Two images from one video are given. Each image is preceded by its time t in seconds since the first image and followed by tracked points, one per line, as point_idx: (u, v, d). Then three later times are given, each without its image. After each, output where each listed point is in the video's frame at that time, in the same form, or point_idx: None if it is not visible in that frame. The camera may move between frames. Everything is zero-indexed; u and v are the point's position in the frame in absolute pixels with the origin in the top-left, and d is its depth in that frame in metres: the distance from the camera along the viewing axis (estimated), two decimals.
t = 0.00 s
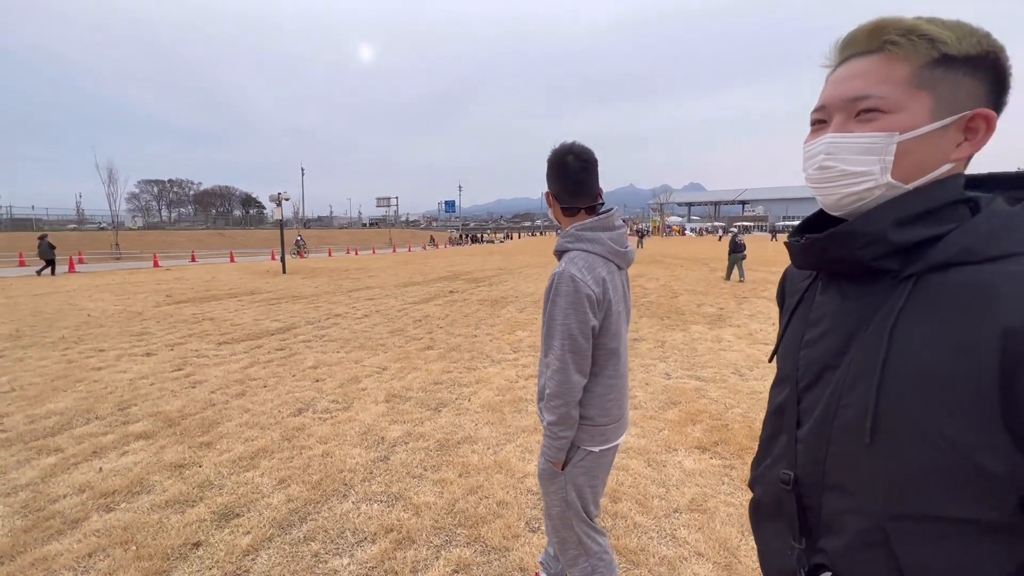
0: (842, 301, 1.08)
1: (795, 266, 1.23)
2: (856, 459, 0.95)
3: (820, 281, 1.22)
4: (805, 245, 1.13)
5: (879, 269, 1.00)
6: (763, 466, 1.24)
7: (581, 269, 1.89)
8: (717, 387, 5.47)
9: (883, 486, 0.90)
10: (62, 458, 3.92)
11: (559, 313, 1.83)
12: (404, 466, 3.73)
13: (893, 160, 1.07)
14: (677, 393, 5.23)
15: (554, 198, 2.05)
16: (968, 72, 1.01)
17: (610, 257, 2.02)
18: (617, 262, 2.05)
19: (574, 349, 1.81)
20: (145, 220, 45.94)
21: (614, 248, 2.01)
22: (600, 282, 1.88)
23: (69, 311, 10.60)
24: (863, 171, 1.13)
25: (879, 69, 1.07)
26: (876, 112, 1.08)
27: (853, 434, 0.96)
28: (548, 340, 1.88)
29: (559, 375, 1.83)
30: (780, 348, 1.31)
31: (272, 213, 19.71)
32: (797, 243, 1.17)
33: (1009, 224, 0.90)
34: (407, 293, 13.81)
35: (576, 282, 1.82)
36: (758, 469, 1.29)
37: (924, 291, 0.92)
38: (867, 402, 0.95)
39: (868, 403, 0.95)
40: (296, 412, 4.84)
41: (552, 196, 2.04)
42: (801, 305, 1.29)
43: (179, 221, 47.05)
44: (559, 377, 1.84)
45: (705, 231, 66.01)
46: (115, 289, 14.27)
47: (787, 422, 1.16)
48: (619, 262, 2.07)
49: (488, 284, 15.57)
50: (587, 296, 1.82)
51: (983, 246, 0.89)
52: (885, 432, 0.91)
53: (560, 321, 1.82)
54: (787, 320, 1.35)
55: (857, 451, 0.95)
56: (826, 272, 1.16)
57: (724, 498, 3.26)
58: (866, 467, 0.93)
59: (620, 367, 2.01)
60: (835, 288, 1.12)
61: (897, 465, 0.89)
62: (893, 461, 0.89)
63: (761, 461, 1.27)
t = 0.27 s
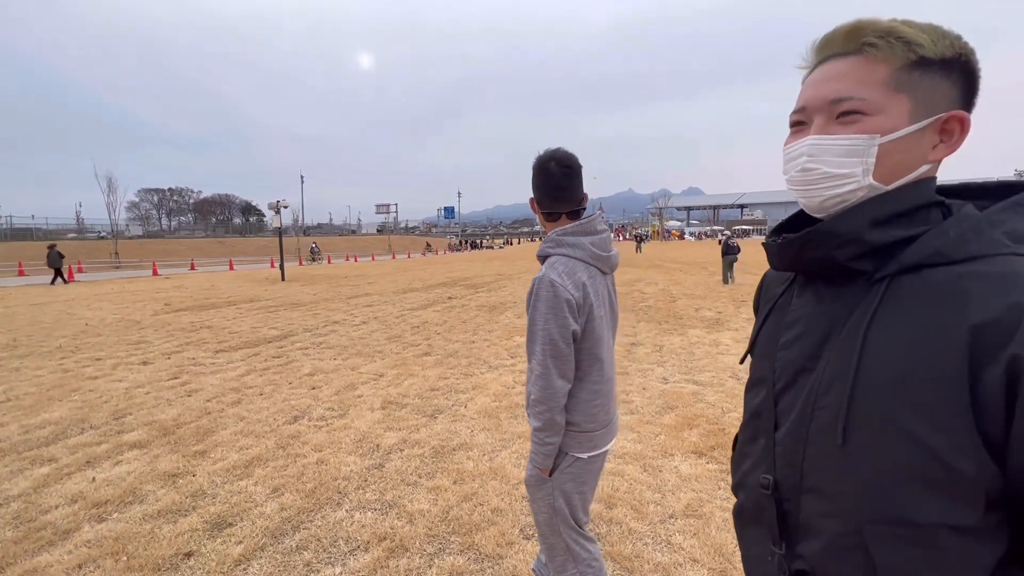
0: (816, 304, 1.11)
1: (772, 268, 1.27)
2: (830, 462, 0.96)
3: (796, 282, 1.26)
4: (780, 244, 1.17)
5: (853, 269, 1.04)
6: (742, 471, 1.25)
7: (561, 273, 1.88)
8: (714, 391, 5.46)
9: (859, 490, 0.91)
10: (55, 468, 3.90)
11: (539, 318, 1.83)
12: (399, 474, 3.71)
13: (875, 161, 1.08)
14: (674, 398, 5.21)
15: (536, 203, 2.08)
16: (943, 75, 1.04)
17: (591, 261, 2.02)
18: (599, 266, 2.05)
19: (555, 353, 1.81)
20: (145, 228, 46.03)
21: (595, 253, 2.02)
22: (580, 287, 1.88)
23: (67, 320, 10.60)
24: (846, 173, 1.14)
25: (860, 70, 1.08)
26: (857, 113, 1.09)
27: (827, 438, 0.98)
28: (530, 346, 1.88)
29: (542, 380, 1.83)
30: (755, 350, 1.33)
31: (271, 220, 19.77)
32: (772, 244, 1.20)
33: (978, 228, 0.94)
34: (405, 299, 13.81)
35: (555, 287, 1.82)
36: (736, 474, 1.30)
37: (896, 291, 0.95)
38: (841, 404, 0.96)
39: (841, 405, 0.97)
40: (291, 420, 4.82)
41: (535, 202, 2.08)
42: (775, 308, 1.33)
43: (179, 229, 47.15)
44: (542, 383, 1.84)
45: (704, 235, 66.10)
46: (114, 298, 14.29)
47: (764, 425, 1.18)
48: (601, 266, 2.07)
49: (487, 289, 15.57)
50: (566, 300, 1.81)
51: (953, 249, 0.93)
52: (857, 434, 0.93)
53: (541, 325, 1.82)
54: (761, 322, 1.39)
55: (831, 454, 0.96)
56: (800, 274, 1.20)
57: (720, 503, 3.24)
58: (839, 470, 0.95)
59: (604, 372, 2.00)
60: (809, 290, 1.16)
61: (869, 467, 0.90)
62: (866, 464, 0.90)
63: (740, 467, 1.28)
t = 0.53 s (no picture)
0: (799, 309, 1.15)
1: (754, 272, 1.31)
2: (815, 472, 0.99)
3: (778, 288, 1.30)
4: (762, 247, 1.20)
5: (834, 273, 1.07)
6: (728, 480, 1.28)
7: (543, 279, 1.88)
8: (713, 396, 5.42)
9: (840, 500, 0.94)
10: (49, 477, 3.88)
11: (521, 324, 1.83)
12: (395, 481, 3.68)
13: (847, 162, 1.12)
14: (672, 403, 5.18)
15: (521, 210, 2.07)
16: (911, 75, 1.07)
17: (575, 266, 2.02)
18: (583, 271, 2.05)
19: (538, 360, 1.80)
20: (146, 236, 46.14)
21: (579, 258, 2.01)
22: (562, 292, 1.87)
23: (66, 328, 10.59)
24: (820, 174, 1.17)
25: (830, 72, 1.12)
26: (828, 115, 1.13)
27: (811, 446, 1.01)
28: (514, 352, 1.88)
29: (526, 387, 1.83)
30: (737, 355, 1.38)
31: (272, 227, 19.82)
32: (754, 250, 1.24)
33: (957, 230, 0.96)
34: (405, 305, 13.79)
35: (536, 292, 1.82)
36: (722, 481, 1.33)
37: (877, 295, 0.99)
38: (823, 412, 1.00)
39: (823, 414, 1.00)
40: (287, 428, 4.80)
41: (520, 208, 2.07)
42: (756, 314, 1.37)
43: (180, 236, 47.27)
44: (526, 389, 1.83)
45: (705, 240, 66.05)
46: (114, 305, 14.29)
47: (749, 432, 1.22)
48: (586, 271, 2.06)
49: (486, 295, 15.54)
50: (548, 306, 1.81)
51: (933, 252, 0.95)
52: (840, 443, 0.95)
53: (523, 332, 1.82)
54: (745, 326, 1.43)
55: (815, 464, 0.99)
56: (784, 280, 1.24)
57: (717, 510, 3.21)
58: (824, 478, 0.98)
59: (590, 378, 1.99)
60: (792, 295, 1.20)
61: (853, 476, 0.93)
62: (850, 474, 0.93)
63: (725, 476, 1.31)
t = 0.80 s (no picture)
0: (785, 310, 1.11)
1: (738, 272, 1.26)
2: (801, 485, 0.94)
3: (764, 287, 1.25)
4: (746, 245, 1.15)
5: (823, 271, 1.02)
6: (710, 490, 1.23)
7: (524, 281, 1.84)
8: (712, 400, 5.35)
9: (827, 516, 0.90)
10: (38, 483, 3.84)
11: (502, 327, 1.80)
12: (387, 487, 3.63)
13: (830, 156, 1.08)
14: (671, 407, 5.12)
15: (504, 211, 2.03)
16: (897, 59, 1.03)
17: (558, 268, 1.98)
18: (566, 273, 2.01)
19: (519, 363, 1.76)
20: (148, 240, 46.27)
21: (561, 259, 1.97)
22: (544, 294, 1.84)
23: (64, 332, 10.58)
24: (801, 169, 1.14)
25: (811, 58, 1.08)
26: (808, 105, 1.10)
27: (796, 458, 0.96)
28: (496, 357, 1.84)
29: (508, 391, 1.80)
30: (721, 359, 1.33)
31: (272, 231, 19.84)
32: (738, 248, 1.19)
33: (954, 226, 0.92)
34: (405, 309, 13.75)
35: (517, 294, 1.78)
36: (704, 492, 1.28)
37: (867, 296, 0.94)
38: (808, 422, 0.95)
39: (808, 423, 0.95)
40: (281, 432, 4.75)
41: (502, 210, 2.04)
42: (742, 315, 1.33)
43: (182, 240, 47.42)
44: (507, 393, 1.79)
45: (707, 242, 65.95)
46: (113, 309, 14.29)
47: (732, 442, 1.17)
48: (569, 274, 2.02)
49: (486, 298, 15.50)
50: (529, 308, 1.77)
51: (927, 250, 0.91)
52: (826, 454, 0.91)
53: (504, 335, 1.78)
54: (730, 328, 1.38)
55: (800, 476, 0.94)
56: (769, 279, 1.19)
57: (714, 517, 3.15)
58: (809, 492, 0.93)
59: (575, 382, 1.94)
60: (779, 296, 1.15)
61: (840, 490, 0.88)
62: (837, 487, 0.89)
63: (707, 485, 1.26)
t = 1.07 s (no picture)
0: (784, 310, 1.07)
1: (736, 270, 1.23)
2: (804, 493, 0.91)
3: (762, 286, 1.22)
4: (744, 243, 1.11)
5: (825, 270, 0.99)
6: (706, 496, 1.20)
7: (516, 281, 1.82)
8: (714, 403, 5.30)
9: (832, 526, 0.86)
10: (36, 485, 3.82)
11: (493, 328, 1.77)
12: (385, 491, 3.59)
13: (818, 148, 1.06)
14: (672, 410, 5.07)
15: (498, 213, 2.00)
16: (897, 46, 0.99)
17: (551, 268, 1.95)
18: (560, 273, 1.98)
19: (511, 364, 1.74)
20: (152, 242, 46.46)
21: (554, 259, 1.95)
22: (536, 294, 1.81)
23: (67, 334, 10.60)
24: (789, 161, 1.12)
25: (805, 46, 1.07)
26: (800, 94, 1.08)
27: (797, 465, 0.93)
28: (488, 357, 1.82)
29: (500, 393, 1.77)
30: (717, 360, 1.30)
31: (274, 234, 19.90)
32: (735, 246, 1.16)
33: (963, 220, 0.89)
34: (406, 311, 13.73)
35: (509, 295, 1.75)
36: (699, 499, 1.25)
37: (871, 294, 0.91)
38: (810, 427, 0.91)
39: (810, 429, 0.92)
40: (280, 435, 4.73)
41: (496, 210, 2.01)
42: (740, 314, 1.30)
43: (186, 242, 47.63)
44: (499, 394, 1.77)
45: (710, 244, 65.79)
46: (117, 311, 14.33)
47: (730, 446, 1.13)
48: (563, 273, 1.99)
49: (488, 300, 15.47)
50: (520, 309, 1.74)
51: (934, 246, 0.88)
52: (829, 461, 0.88)
53: (496, 336, 1.76)
54: (727, 328, 1.35)
55: (803, 483, 0.91)
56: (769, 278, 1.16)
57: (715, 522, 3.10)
58: (812, 500, 0.90)
59: (569, 383, 1.91)
60: (777, 295, 1.12)
61: (845, 498, 0.85)
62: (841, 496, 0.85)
63: (702, 492, 1.23)
